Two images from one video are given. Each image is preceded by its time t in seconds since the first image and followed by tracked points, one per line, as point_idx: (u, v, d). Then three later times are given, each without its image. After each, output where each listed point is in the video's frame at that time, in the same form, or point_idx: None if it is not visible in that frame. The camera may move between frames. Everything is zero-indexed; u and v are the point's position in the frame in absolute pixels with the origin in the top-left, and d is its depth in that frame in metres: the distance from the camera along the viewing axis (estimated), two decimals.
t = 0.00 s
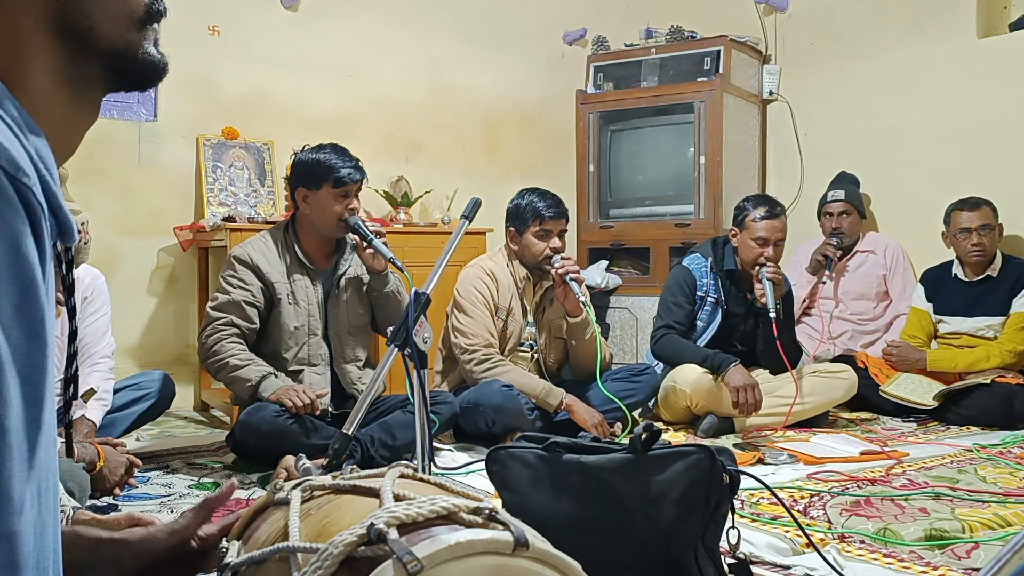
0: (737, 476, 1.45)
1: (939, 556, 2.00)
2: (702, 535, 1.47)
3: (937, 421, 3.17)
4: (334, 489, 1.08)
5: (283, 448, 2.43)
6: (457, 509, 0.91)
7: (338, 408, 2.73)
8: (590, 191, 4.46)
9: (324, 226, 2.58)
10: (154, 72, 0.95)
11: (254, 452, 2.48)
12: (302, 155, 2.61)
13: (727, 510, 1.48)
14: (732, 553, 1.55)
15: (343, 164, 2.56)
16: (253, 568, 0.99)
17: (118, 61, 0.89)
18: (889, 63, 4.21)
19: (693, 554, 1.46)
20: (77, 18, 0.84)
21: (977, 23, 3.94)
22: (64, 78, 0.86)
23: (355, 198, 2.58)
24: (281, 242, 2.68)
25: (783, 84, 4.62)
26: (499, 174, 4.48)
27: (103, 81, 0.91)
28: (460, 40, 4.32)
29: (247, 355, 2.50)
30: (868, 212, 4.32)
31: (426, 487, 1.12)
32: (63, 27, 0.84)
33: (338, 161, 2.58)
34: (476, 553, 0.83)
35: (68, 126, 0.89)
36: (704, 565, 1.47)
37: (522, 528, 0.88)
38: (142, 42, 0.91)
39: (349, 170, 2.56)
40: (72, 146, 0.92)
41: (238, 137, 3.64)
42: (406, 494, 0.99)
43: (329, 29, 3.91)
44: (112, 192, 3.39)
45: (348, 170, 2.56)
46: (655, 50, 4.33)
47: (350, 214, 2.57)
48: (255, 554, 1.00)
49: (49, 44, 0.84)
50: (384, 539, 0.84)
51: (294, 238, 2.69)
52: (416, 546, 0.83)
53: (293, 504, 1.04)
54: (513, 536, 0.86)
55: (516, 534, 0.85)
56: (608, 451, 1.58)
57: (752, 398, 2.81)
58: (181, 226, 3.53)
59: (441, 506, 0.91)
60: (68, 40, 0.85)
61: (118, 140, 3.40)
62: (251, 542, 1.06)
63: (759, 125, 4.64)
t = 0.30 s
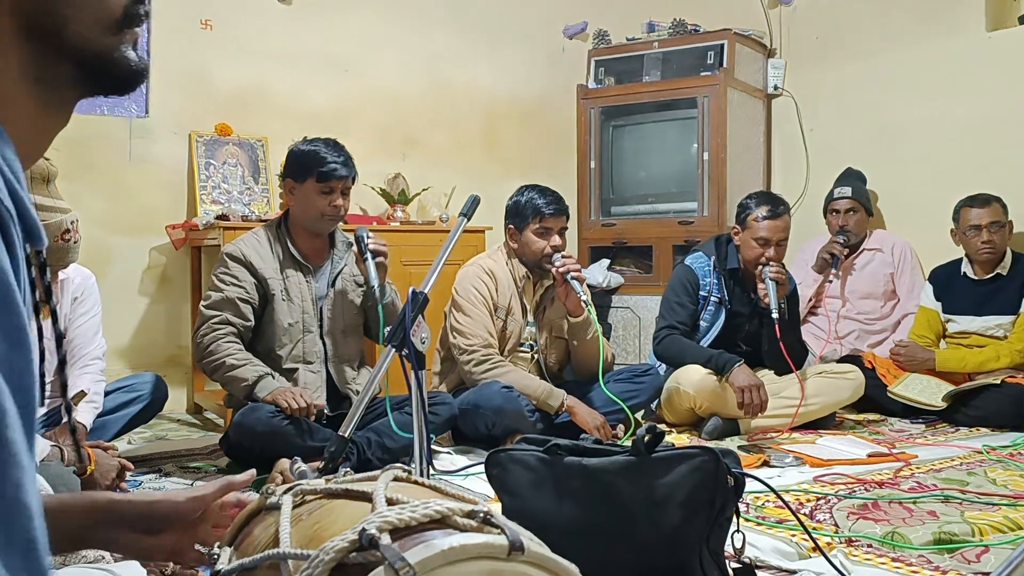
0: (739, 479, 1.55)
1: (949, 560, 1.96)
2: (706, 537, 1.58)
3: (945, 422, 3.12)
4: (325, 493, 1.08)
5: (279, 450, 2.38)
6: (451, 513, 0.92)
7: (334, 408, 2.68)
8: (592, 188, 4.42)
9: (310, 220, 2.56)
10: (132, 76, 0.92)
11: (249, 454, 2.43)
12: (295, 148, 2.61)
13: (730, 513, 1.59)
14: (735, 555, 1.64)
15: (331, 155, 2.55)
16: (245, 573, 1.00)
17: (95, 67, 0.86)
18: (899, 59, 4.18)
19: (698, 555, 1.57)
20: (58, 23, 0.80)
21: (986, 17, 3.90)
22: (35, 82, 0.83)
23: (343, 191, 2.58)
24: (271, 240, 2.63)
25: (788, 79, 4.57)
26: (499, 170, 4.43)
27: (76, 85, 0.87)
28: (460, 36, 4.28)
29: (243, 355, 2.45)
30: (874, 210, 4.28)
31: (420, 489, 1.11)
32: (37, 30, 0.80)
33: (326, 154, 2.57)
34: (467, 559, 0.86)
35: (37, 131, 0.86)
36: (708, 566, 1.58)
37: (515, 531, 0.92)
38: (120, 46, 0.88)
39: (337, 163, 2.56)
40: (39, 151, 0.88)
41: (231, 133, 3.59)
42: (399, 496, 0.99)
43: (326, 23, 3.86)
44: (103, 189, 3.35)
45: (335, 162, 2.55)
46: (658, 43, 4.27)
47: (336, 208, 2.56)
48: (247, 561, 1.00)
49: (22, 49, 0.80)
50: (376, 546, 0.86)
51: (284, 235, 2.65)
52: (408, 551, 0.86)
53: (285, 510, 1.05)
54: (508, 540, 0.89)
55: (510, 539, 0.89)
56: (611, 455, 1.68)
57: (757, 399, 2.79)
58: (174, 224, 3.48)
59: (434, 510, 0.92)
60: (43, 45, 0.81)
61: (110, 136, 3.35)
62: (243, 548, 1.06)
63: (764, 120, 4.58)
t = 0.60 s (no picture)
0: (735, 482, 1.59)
1: (947, 565, 1.92)
2: (702, 540, 1.62)
3: (945, 425, 3.09)
4: (316, 497, 1.04)
5: (263, 438, 2.34)
6: (443, 517, 0.91)
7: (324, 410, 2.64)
8: (586, 188, 4.37)
9: (299, 221, 2.51)
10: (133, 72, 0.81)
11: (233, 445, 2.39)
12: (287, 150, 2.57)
13: (726, 517, 1.63)
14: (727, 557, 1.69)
15: (321, 155, 2.51)
16: None
17: (96, 62, 0.76)
18: (899, 56, 4.14)
19: (693, 558, 1.61)
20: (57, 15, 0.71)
21: (985, 15, 3.87)
22: (33, 77, 0.73)
23: (333, 191, 2.53)
24: (262, 241, 2.58)
25: (785, 77, 4.54)
26: (492, 170, 4.38)
27: (78, 86, 0.77)
28: (453, 33, 4.23)
29: (248, 359, 2.43)
30: (873, 210, 4.24)
31: (411, 495, 1.09)
32: (31, 20, 0.71)
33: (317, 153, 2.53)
34: (459, 562, 0.84)
35: (37, 134, 0.75)
36: (703, 569, 1.62)
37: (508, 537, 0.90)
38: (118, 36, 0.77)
39: (328, 162, 2.51)
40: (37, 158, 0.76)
41: (218, 132, 3.53)
42: (390, 501, 0.98)
43: (315, 20, 3.81)
44: (86, 189, 3.30)
45: (325, 162, 2.51)
46: (653, 41, 4.23)
47: (327, 209, 2.50)
48: (234, 564, 0.96)
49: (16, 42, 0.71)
50: (366, 549, 0.84)
51: (276, 235, 2.60)
52: (399, 554, 0.84)
53: (273, 514, 1.01)
54: (501, 544, 0.87)
55: (502, 542, 0.87)
56: (604, 458, 1.71)
57: (754, 403, 2.76)
58: (159, 225, 3.44)
59: (426, 514, 0.91)
60: (39, 36, 0.71)
61: (94, 135, 3.30)
62: (231, 552, 1.02)
63: (761, 119, 4.54)
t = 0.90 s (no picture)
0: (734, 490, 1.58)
1: (950, 574, 1.88)
2: (699, 549, 1.60)
3: (947, 431, 3.06)
4: (309, 505, 1.03)
5: (249, 438, 2.30)
6: (441, 527, 0.85)
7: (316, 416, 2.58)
8: (583, 190, 4.34)
9: (308, 229, 2.49)
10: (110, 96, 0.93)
11: (219, 450, 2.37)
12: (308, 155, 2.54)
13: (724, 525, 1.61)
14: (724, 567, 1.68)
15: (337, 166, 2.47)
16: None
17: (91, 85, 0.87)
18: (899, 56, 4.12)
19: (690, 567, 1.59)
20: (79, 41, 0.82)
21: (986, 14, 3.84)
22: (43, 92, 0.82)
23: (346, 202, 2.49)
24: (274, 242, 2.55)
25: (784, 78, 4.51)
26: (487, 171, 4.34)
27: (68, 101, 0.87)
28: (449, 34, 4.20)
29: (252, 364, 2.40)
30: (874, 212, 4.21)
31: (406, 502, 1.02)
32: (59, 40, 0.81)
33: (335, 161, 2.49)
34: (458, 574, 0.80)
35: (31, 137, 0.83)
36: None
37: (509, 547, 0.86)
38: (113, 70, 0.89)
39: (344, 173, 2.48)
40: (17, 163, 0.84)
41: (208, 133, 3.49)
42: (386, 510, 0.94)
43: (308, 20, 3.78)
44: (72, 190, 3.26)
45: (340, 173, 2.47)
46: (650, 41, 4.21)
47: (336, 220, 2.47)
48: None
49: (39, 58, 0.80)
50: (361, 561, 0.79)
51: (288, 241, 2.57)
52: (396, 566, 0.79)
53: (266, 522, 1.01)
54: (501, 555, 0.83)
55: (503, 554, 0.83)
56: (599, 464, 1.69)
57: (752, 407, 2.73)
58: (148, 227, 3.40)
59: (422, 524, 0.85)
60: (60, 56, 0.81)
61: (81, 136, 3.27)
62: (224, 564, 1.02)
63: (760, 120, 4.51)
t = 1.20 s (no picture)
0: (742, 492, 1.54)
1: None
2: (705, 552, 1.57)
3: (957, 431, 3.02)
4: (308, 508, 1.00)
5: (251, 446, 2.28)
6: (441, 528, 0.87)
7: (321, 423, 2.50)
8: (586, 187, 4.28)
9: (341, 234, 2.43)
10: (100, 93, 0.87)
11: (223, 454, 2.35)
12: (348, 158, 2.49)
13: (731, 528, 1.57)
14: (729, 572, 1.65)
15: (377, 173, 2.41)
16: None
17: (83, 84, 0.82)
18: (908, 51, 4.07)
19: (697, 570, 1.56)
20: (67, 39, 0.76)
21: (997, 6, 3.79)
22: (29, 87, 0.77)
23: (382, 211, 2.43)
24: (307, 244, 2.48)
25: (791, 72, 4.46)
26: (489, 168, 4.30)
27: (57, 101, 0.81)
28: (451, 29, 4.16)
29: (279, 373, 2.33)
30: (883, 208, 4.16)
31: (405, 504, 1.05)
32: (53, 36, 0.76)
33: (376, 167, 2.43)
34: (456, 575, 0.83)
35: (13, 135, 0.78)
36: None
37: (509, 548, 0.88)
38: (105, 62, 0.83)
39: (384, 180, 2.41)
40: None
41: (205, 129, 3.45)
42: (383, 511, 0.94)
43: (307, 15, 3.74)
44: (67, 189, 3.23)
45: (379, 181, 2.41)
46: (655, 34, 4.16)
47: (371, 230, 2.42)
48: None
49: (32, 56, 0.75)
50: (360, 562, 0.81)
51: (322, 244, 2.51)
52: (395, 567, 0.82)
53: (262, 526, 0.98)
54: (501, 556, 0.86)
55: (504, 554, 0.86)
56: (605, 466, 1.65)
57: (758, 398, 2.72)
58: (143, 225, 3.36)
59: (422, 525, 0.88)
60: (54, 52, 0.77)
61: (75, 132, 3.24)
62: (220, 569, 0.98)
63: (767, 115, 4.46)
